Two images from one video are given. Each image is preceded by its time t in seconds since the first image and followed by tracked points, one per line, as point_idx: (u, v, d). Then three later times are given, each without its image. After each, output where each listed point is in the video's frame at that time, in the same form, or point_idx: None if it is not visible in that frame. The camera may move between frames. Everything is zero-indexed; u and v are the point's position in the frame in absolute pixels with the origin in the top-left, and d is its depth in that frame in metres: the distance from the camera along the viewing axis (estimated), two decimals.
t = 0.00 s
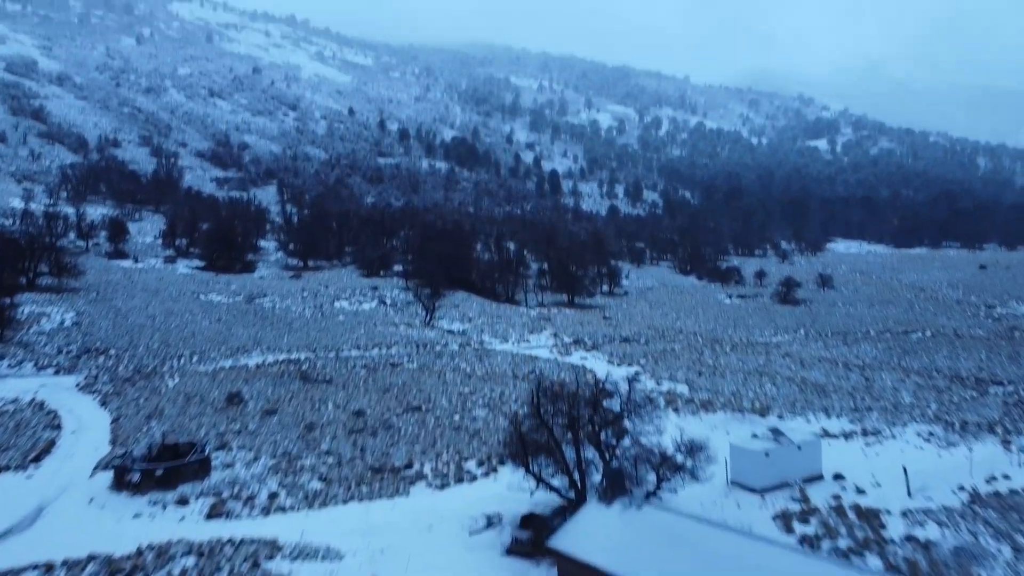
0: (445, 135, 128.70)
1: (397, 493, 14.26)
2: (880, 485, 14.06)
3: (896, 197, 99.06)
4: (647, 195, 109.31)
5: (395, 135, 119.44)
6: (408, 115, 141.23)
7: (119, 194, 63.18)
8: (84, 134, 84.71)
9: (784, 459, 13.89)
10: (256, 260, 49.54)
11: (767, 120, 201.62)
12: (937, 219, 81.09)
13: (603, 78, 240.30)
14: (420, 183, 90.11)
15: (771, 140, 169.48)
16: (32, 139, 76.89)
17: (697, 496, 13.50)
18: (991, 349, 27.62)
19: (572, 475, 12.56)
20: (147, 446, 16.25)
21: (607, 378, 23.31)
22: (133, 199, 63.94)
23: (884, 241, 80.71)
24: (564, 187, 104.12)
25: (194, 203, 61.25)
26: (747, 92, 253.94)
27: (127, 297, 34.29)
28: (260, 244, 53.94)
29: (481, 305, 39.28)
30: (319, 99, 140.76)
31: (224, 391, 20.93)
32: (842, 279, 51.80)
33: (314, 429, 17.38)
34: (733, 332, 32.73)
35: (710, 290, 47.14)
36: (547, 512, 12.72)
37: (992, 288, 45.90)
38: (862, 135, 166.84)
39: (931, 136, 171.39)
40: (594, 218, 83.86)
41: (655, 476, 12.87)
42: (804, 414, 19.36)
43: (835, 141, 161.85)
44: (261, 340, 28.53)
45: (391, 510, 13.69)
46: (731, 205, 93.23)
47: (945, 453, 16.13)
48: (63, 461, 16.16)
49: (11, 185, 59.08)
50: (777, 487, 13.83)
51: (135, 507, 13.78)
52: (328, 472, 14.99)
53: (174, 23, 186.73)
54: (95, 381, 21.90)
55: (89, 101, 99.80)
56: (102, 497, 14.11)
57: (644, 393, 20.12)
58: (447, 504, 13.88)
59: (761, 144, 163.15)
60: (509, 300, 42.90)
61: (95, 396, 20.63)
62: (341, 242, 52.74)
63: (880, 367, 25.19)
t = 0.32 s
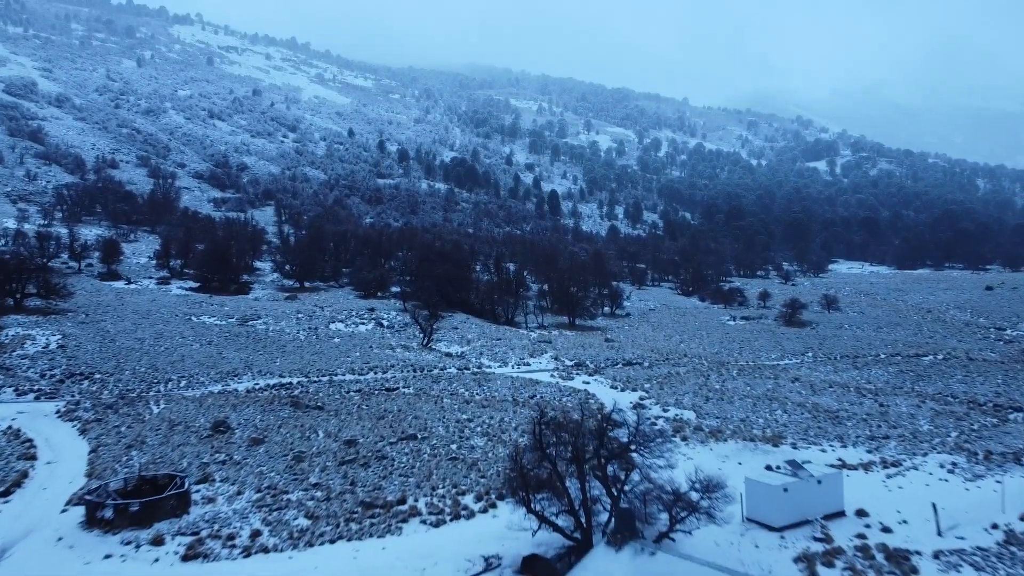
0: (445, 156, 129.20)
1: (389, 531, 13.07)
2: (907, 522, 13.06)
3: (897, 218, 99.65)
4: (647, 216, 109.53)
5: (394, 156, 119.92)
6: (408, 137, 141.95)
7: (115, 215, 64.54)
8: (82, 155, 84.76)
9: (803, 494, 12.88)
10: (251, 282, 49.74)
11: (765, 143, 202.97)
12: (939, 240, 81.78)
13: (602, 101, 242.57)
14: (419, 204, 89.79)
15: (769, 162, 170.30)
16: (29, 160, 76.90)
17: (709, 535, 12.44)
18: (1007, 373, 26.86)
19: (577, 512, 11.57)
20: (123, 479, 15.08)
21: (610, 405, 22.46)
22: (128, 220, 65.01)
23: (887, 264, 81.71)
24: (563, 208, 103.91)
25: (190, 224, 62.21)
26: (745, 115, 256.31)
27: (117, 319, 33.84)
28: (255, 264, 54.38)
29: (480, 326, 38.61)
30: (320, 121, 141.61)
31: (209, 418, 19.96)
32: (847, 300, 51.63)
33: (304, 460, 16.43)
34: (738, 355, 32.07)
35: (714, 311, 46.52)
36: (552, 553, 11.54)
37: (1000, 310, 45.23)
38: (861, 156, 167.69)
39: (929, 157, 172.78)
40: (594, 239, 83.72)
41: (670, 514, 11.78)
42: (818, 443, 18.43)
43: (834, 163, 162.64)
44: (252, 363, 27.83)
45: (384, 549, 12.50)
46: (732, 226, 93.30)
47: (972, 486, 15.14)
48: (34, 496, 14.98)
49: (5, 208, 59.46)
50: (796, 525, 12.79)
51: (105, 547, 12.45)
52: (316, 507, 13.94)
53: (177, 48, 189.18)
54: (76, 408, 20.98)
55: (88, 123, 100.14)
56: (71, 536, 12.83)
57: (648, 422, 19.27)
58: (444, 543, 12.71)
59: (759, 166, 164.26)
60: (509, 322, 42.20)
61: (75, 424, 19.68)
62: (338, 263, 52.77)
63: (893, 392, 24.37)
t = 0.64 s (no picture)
0: (444, 155, 128.48)
1: (381, 550, 12.19)
2: (933, 540, 12.22)
3: (898, 217, 99.39)
4: (647, 216, 108.94)
5: (393, 155, 119.21)
6: (407, 136, 141.22)
7: (110, 214, 63.71)
8: (77, 153, 83.97)
9: (823, 509, 12.05)
10: (246, 282, 49.07)
11: (766, 142, 202.37)
12: (942, 240, 81.51)
13: (602, 100, 241.90)
14: (418, 203, 88.93)
15: (770, 162, 169.64)
16: (24, 159, 76.07)
17: (725, 557, 11.60)
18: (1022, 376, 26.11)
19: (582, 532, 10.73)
20: (99, 492, 14.17)
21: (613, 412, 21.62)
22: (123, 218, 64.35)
23: (889, 264, 81.44)
24: (563, 208, 103.11)
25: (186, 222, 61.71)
26: (745, 115, 255.85)
27: (107, 320, 33.02)
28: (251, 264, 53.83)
29: (478, 327, 37.83)
30: (318, 120, 140.83)
31: (196, 425, 19.14)
32: (851, 300, 51.13)
33: (292, 471, 15.60)
34: (743, 357, 31.34)
35: (717, 312, 45.79)
36: None
37: (1009, 310, 44.52)
38: (862, 155, 167.07)
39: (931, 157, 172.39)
40: (594, 239, 83.08)
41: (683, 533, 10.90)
42: (832, 452, 17.57)
43: (835, 162, 162.01)
44: (243, 366, 27.01)
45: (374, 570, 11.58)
46: (733, 226, 92.72)
47: (999, 499, 14.29)
48: (6, 509, 14.12)
49: None
50: (816, 542, 11.96)
51: (75, 569, 11.50)
52: (303, 522, 13.07)
53: (175, 47, 188.54)
54: (58, 414, 20.11)
55: (84, 121, 99.31)
56: (40, 556, 11.85)
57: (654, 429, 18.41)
58: (439, 564, 11.81)
59: (760, 165, 163.76)
60: (508, 323, 41.27)
61: (55, 431, 18.80)
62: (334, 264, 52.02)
63: (906, 396, 23.55)
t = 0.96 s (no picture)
0: (443, 155, 127.91)
1: (373, 569, 11.44)
2: (959, 559, 11.52)
3: (900, 217, 99.03)
4: (647, 215, 108.44)
5: (392, 154, 118.57)
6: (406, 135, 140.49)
7: (105, 213, 63.04)
8: (73, 152, 83.19)
9: (842, 524, 11.32)
10: (242, 282, 48.51)
11: (766, 142, 201.87)
12: (945, 239, 81.03)
13: (602, 100, 241.31)
14: (417, 202, 88.34)
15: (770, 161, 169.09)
16: (19, 157, 75.37)
17: None
18: None
19: (587, 551, 10.00)
20: (76, 504, 13.42)
21: (617, 418, 20.92)
22: (118, 217, 63.82)
23: (891, 263, 81.01)
24: (563, 207, 102.44)
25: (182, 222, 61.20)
26: (746, 115, 255.40)
27: (98, 322, 32.31)
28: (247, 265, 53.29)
29: (477, 328, 37.18)
30: (317, 120, 140.11)
31: (183, 432, 18.40)
32: (856, 301, 50.55)
33: (281, 482, 14.88)
34: (747, 359, 30.73)
35: (720, 313, 45.22)
36: None
37: (1016, 311, 43.94)
38: (863, 155, 166.56)
39: (932, 156, 171.95)
40: (594, 238, 82.51)
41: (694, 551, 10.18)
42: (845, 460, 16.83)
43: (836, 161, 161.43)
44: (236, 370, 26.29)
45: None
46: (734, 226, 92.20)
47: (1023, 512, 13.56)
48: None
49: None
50: (835, 560, 11.23)
51: None
52: (290, 538, 12.35)
53: (174, 46, 187.62)
54: (39, 419, 19.35)
55: (80, 120, 98.53)
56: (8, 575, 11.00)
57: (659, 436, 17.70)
58: None
59: (760, 165, 163.28)
60: (508, 323, 40.53)
61: (35, 438, 18.05)
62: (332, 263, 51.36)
63: (918, 400, 22.86)
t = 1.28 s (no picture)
0: (442, 154, 127.12)
1: None
2: None
3: (902, 217, 98.44)
4: (648, 215, 107.76)
5: (391, 153, 117.77)
6: (405, 135, 139.72)
7: (99, 213, 62.20)
8: (69, 151, 82.32)
9: (868, 545, 10.48)
10: (236, 282, 47.75)
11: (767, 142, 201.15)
12: (948, 239, 80.34)
13: (602, 99, 240.48)
14: (416, 202, 87.57)
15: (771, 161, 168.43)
16: (13, 156, 74.51)
17: None
18: None
19: None
20: (47, 520, 12.55)
21: (620, 425, 20.12)
22: (113, 217, 63.09)
23: (893, 263, 80.34)
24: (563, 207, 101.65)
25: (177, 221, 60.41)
26: (746, 114, 254.68)
27: (87, 323, 31.51)
28: (242, 265, 52.54)
29: (476, 330, 36.39)
30: (315, 119, 139.29)
31: (167, 441, 17.58)
32: (861, 301, 49.87)
33: (267, 495, 14.05)
34: (753, 361, 29.96)
35: (723, 314, 44.47)
36: None
37: None
38: (864, 155, 165.91)
39: (932, 156, 171.43)
40: (594, 238, 81.78)
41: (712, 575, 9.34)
42: (862, 470, 16.00)
43: (837, 160, 160.75)
44: (227, 374, 25.48)
45: None
46: (735, 225, 91.51)
47: None
48: None
49: None
50: None
51: None
52: (274, 558, 11.51)
53: (172, 45, 186.56)
54: (18, 427, 18.52)
55: (76, 118, 97.58)
56: None
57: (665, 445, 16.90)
58: None
59: (761, 164, 162.63)
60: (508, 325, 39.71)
61: (12, 446, 17.22)
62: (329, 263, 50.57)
63: (933, 405, 22.08)
